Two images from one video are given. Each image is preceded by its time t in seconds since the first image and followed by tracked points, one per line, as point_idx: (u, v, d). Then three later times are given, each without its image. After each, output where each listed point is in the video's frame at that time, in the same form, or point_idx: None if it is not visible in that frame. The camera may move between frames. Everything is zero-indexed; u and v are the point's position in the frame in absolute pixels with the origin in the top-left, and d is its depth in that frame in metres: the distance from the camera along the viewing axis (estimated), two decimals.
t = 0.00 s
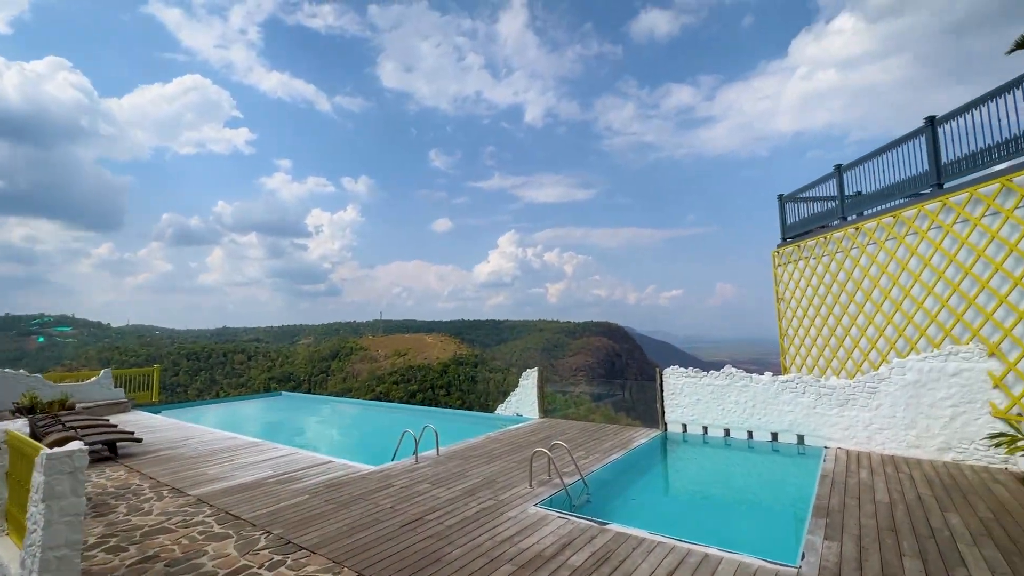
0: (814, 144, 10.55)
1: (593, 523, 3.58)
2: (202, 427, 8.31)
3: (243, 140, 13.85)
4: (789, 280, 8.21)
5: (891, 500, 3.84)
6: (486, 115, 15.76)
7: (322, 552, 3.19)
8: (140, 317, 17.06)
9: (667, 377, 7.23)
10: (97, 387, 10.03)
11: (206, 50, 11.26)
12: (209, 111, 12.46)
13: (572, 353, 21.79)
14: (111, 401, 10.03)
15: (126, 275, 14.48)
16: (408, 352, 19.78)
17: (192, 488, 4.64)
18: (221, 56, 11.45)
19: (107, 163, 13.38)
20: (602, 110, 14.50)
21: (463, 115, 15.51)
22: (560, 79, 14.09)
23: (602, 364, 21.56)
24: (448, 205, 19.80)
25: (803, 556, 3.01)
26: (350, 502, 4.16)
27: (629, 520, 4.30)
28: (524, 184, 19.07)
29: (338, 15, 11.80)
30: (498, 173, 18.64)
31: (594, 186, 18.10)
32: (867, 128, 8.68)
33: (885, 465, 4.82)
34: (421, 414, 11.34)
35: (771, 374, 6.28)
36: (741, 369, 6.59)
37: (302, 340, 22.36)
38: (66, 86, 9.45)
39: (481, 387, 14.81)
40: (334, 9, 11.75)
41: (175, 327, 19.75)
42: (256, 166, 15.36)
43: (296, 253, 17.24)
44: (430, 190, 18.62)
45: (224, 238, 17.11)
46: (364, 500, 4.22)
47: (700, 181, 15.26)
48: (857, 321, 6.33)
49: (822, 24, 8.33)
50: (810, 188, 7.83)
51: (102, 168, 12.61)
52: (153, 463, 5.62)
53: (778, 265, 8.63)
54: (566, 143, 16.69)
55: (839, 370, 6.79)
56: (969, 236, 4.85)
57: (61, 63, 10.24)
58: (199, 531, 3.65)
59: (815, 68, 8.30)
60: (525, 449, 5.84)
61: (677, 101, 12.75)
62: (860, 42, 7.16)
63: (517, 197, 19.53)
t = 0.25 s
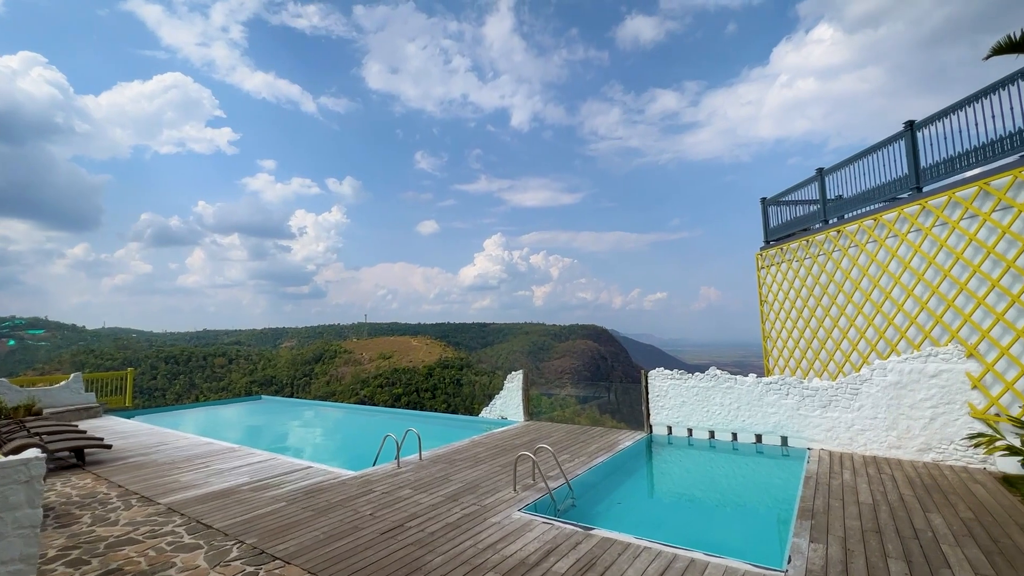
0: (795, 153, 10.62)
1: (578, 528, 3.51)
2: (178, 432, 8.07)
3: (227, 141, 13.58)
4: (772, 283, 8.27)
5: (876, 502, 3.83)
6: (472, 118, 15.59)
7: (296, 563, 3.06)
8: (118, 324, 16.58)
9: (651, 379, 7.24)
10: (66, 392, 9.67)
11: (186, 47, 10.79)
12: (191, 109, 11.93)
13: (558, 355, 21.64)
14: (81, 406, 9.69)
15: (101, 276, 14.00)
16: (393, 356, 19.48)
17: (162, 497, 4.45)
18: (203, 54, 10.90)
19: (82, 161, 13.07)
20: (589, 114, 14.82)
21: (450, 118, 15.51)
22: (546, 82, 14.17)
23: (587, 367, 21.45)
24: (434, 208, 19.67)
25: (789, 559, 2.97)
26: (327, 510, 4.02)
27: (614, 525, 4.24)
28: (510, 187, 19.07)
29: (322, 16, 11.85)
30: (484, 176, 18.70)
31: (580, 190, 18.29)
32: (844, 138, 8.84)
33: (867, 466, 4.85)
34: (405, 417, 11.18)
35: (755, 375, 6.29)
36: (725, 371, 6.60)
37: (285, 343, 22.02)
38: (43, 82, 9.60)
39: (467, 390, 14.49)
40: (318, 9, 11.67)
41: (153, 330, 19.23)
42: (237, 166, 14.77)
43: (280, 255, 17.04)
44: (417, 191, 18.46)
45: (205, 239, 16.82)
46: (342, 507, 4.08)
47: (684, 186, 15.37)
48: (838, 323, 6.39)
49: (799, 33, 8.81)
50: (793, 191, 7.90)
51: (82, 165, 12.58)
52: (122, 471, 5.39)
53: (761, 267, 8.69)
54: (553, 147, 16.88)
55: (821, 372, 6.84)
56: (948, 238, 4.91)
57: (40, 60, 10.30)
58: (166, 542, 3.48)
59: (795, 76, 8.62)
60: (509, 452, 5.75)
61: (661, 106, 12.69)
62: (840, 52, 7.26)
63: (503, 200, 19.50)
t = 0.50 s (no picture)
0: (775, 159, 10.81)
1: (564, 533, 3.43)
2: (153, 438, 7.79)
3: (208, 141, 13.29)
4: (756, 285, 8.32)
5: (861, 502, 3.83)
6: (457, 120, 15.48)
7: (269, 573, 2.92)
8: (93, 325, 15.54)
9: (638, 380, 7.18)
10: (33, 396, 9.28)
11: (167, 45, 10.68)
12: (171, 107, 11.70)
13: (544, 358, 21.58)
14: (49, 411, 9.32)
15: (77, 278, 13.72)
16: (378, 359, 19.20)
17: (130, 505, 4.25)
18: (184, 52, 10.71)
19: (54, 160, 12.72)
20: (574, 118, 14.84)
21: (435, 119, 15.26)
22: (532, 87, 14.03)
23: (572, 370, 21.52)
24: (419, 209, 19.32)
25: (779, 563, 2.92)
26: (305, 517, 3.87)
27: (601, 529, 4.16)
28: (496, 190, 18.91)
29: (307, 15, 11.35)
30: (470, 178, 18.47)
31: (565, 194, 18.24)
32: (823, 146, 9.28)
33: (852, 466, 4.85)
34: (388, 420, 10.99)
35: (741, 376, 6.29)
36: (711, 372, 6.58)
37: (266, 346, 21.57)
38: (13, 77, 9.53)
39: (452, 393, 14.24)
40: (302, 8, 11.16)
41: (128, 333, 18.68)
42: (218, 167, 14.47)
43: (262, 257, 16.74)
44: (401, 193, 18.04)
45: (185, 240, 17.03)
46: (320, 514, 3.94)
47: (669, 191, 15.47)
48: (822, 325, 6.43)
49: (780, 42, 8.74)
50: (777, 194, 7.97)
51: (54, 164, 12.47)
52: (89, 479, 5.15)
53: (746, 269, 8.73)
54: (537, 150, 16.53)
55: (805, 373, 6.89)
56: (930, 240, 4.95)
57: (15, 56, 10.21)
58: (132, 553, 3.30)
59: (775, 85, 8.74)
60: (494, 456, 5.64)
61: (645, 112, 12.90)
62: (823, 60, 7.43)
63: (489, 203, 19.40)
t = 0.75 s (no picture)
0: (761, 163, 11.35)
1: (553, 535, 3.35)
2: (133, 441, 7.57)
3: (194, 141, 13.09)
4: (745, 285, 8.33)
5: (853, 502, 3.79)
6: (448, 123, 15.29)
7: None
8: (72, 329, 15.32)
9: (627, 381, 7.12)
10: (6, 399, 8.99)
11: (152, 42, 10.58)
12: (154, 106, 11.52)
13: (533, 361, 21.55)
14: (23, 414, 9.05)
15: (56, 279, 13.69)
16: (366, 362, 18.78)
17: (102, 511, 4.08)
18: (170, 51, 10.78)
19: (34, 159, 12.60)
20: (564, 121, 14.90)
21: (426, 122, 14.91)
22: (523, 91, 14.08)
23: (561, 372, 21.74)
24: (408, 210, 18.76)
25: (772, 564, 2.86)
26: (286, 522, 3.74)
27: (590, 531, 4.08)
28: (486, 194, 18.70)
29: (295, 16, 11.36)
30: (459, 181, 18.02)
31: (555, 197, 18.22)
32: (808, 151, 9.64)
33: (842, 466, 4.83)
34: (376, 423, 10.83)
35: (731, 376, 6.25)
36: (701, 372, 6.55)
37: (253, 348, 21.18)
38: None
39: (441, 396, 13.99)
40: (291, 9, 11.18)
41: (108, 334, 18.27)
42: (202, 168, 14.34)
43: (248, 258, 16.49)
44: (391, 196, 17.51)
45: (170, 241, 16.60)
46: (301, 518, 3.80)
47: (657, 194, 15.56)
48: (811, 324, 6.44)
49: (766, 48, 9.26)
50: (766, 195, 8.00)
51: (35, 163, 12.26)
52: (60, 484, 4.94)
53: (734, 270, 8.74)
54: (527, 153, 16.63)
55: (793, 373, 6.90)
56: (918, 239, 4.97)
57: None
58: (101, 561, 3.14)
59: (762, 91, 9.25)
60: (483, 458, 5.54)
61: (634, 116, 13.10)
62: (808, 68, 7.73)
63: (479, 206, 19.11)
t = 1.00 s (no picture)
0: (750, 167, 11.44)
1: (543, 536, 3.25)
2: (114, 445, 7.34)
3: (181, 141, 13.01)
4: (736, 285, 8.32)
5: (846, 501, 3.75)
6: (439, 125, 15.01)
7: None
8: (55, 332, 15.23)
9: (618, 381, 7.07)
10: None
11: (140, 42, 10.65)
12: (141, 106, 11.52)
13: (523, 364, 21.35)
14: None
15: (38, 282, 13.84)
16: (356, 364, 18.08)
17: (74, 514, 3.91)
18: (157, 50, 10.75)
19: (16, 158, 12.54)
20: (555, 126, 14.88)
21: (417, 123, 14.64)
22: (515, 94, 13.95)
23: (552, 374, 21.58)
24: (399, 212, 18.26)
25: (767, 565, 2.80)
26: (267, 524, 3.61)
27: (582, 532, 4.00)
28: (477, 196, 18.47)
29: (287, 16, 11.14)
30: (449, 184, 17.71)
31: (545, 201, 18.17)
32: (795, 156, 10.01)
33: (833, 465, 4.81)
34: (364, 425, 10.67)
35: (722, 376, 6.22)
36: (692, 371, 6.50)
37: (241, 350, 20.78)
38: None
39: (431, 399, 13.68)
40: (281, 9, 10.99)
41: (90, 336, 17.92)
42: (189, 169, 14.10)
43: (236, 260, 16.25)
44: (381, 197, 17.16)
45: (154, 243, 16.37)
46: (283, 521, 3.67)
47: (647, 198, 15.61)
48: (801, 324, 6.43)
49: (753, 55, 9.33)
50: (756, 195, 8.00)
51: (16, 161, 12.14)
52: (31, 487, 4.75)
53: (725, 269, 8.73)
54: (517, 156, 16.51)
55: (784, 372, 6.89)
56: (908, 237, 4.97)
57: None
58: (68, 567, 2.99)
59: (749, 98, 9.28)
60: (472, 458, 5.43)
61: (624, 121, 13.21)
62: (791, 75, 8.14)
63: (470, 208, 19.18)
